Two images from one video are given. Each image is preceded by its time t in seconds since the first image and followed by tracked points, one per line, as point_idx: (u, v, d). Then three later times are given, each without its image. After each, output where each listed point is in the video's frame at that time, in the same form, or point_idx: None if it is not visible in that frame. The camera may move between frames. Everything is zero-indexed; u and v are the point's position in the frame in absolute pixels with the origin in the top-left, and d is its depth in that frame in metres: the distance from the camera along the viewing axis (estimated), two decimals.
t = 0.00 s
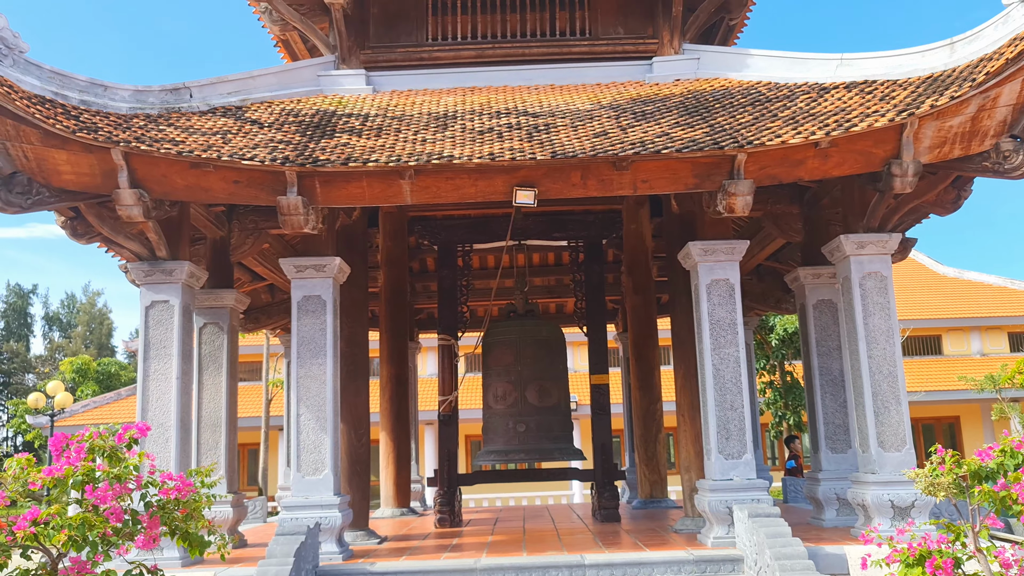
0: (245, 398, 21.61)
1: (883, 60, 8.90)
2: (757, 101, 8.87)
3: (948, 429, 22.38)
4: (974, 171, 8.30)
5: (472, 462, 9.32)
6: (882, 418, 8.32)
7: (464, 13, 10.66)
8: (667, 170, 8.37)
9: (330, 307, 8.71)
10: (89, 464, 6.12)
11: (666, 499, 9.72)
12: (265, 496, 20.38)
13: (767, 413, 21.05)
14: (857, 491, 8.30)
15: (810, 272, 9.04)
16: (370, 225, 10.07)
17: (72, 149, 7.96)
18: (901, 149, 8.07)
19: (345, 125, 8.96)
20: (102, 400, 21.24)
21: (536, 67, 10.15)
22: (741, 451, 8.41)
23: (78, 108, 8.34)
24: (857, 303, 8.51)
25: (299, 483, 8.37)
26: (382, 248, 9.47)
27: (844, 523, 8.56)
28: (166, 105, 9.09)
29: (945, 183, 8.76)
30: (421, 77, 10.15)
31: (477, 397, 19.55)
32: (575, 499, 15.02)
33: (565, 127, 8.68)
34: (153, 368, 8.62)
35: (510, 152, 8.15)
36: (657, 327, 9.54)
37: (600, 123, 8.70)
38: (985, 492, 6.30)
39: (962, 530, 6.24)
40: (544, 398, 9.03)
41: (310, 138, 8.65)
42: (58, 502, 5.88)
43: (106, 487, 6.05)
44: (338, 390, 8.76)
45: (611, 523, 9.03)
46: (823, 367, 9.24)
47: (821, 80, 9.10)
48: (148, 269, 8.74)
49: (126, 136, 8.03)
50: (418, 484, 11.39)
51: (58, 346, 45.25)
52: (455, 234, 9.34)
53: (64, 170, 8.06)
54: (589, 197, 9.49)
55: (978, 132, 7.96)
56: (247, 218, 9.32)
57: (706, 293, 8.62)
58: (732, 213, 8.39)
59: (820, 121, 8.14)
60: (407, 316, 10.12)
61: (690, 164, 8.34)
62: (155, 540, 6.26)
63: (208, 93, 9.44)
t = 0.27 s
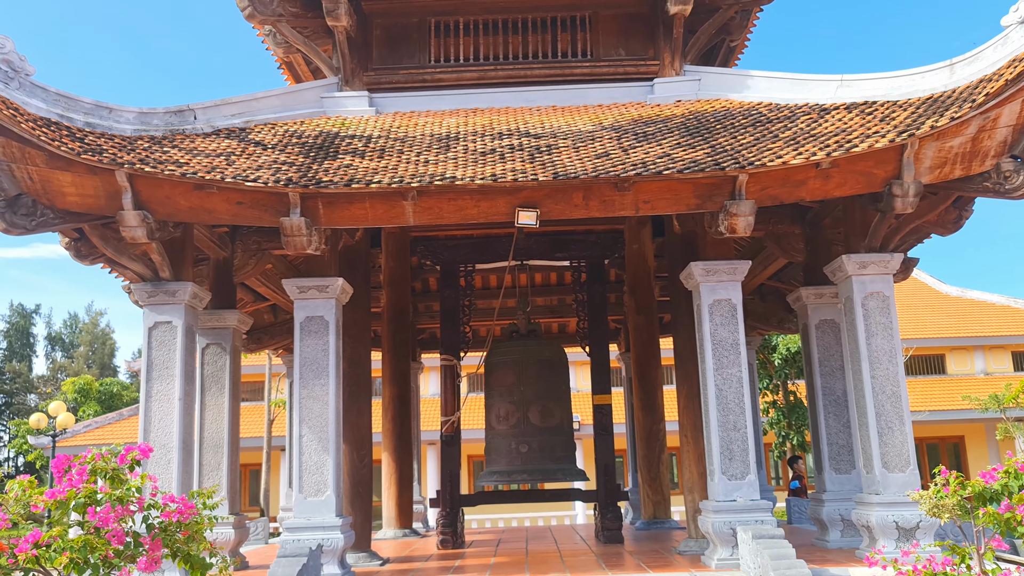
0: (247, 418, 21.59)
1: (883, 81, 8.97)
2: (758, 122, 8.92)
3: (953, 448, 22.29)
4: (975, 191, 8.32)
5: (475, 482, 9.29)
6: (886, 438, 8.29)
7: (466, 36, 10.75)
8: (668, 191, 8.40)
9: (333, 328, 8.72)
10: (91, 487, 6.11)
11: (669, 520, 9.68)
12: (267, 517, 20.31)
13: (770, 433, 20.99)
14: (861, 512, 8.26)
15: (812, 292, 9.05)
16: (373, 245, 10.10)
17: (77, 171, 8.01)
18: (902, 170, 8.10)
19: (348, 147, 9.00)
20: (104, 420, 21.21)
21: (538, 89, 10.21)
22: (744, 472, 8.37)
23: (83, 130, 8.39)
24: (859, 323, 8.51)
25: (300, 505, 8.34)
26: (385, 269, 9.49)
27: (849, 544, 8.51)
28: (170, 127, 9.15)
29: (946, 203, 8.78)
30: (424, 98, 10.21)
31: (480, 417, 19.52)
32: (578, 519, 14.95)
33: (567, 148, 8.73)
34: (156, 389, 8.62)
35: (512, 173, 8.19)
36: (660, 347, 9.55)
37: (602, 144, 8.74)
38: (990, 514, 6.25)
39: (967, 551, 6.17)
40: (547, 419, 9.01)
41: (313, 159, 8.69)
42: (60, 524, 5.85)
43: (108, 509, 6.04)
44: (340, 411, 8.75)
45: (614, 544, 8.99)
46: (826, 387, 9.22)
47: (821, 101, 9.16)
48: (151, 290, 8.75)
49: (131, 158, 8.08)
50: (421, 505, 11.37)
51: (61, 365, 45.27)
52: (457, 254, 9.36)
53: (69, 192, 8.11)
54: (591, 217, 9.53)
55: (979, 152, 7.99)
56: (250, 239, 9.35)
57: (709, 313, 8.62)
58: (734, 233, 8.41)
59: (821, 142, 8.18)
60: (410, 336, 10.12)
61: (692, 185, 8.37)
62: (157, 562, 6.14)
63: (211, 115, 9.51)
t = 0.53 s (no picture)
0: (249, 437, 21.55)
1: (883, 100, 9.01)
2: (760, 142, 8.95)
3: (958, 467, 22.17)
4: (976, 211, 8.34)
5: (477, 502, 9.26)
6: (890, 458, 8.26)
7: (469, 57, 10.82)
8: (670, 210, 8.42)
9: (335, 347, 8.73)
10: (94, 507, 6.08)
11: (672, 540, 9.63)
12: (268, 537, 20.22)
13: (774, 452, 20.90)
14: (866, 533, 8.22)
15: (815, 311, 9.06)
16: (376, 264, 10.13)
17: (81, 192, 8.05)
18: (903, 190, 8.12)
19: (351, 167, 9.04)
20: (106, 439, 21.17)
21: (540, 109, 10.26)
22: (748, 492, 8.32)
23: (88, 151, 8.44)
24: (863, 342, 8.50)
25: (302, 525, 8.31)
26: (387, 288, 9.50)
27: (854, 565, 8.45)
28: (174, 147, 9.21)
29: (948, 222, 8.80)
30: (426, 118, 10.27)
31: (483, 436, 19.47)
32: (581, 539, 14.87)
33: (569, 168, 8.76)
34: (158, 409, 8.61)
35: (515, 193, 8.21)
36: (663, 367, 9.56)
37: (604, 164, 8.77)
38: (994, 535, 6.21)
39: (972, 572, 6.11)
40: (549, 438, 8.99)
41: (316, 179, 8.73)
42: (61, 545, 5.82)
43: (110, 529, 6.01)
44: (342, 431, 8.73)
45: (618, 565, 8.95)
46: (830, 406, 9.20)
47: (822, 121, 9.20)
48: (154, 309, 8.78)
49: (135, 179, 8.12)
50: (423, 525, 11.32)
51: (63, 384, 45.26)
52: (459, 273, 9.35)
53: (73, 213, 8.14)
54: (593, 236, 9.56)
55: (980, 171, 8.01)
56: (253, 258, 9.38)
57: (711, 332, 8.62)
58: (736, 253, 8.41)
59: (823, 161, 8.21)
60: (412, 355, 10.12)
61: (694, 205, 8.39)
62: None
63: (215, 135, 9.56)
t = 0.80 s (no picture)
0: (251, 455, 21.51)
1: (885, 119, 9.05)
2: (761, 160, 8.98)
3: (963, 486, 22.04)
4: (979, 229, 8.34)
5: (480, 521, 9.21)
6: (895, 477, 8.21)
7: (472, 76, 10.87)
8: (673, 229, 8.43)
9: (338, 366, 8.73)
10: (95, 528, 6.05)
11: (677, 559, 9.56)
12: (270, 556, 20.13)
13: (778, 471, 20.80)
14: (872, 553, 8.17)
15: (818, 329, 9.05)
16: (379, 283, 10.15)
17: (86, 211, 8.07)
18: (906, 208, 8.13)
19: (354, 186, 9.07)
20: (107, 458, 21.11)
21: (543, 128, 10.31)
22: (752, 511, 8.28)
23: (93, 170, 8.49)
24: (866, 361, 8.48)
25: (304, 544, 8.28)
26: (390, 306, 9.51)
27: None
28: (178, 167, 9.25)
29: (950, 240, 8.80)
30: (429, 137, 10.31)
31: (485, 454, 19.40)
32: (584, 558, 14.79)
33: (572, 187, 8.78)
34: (161, 428, 8.60)
35: (517, 212, 8.23)
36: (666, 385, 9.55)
37: (607, 183, 8.80)
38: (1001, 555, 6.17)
39: None
40: (552, 457, 8.97)
41: (320, 198, 8.76)
42: (62, 566, 5.78)
43: (111, 550, 5.96)
44: (345, 450, 8.71)
45: None
46: (834, 425, 9.17)
47: (824, 139, 9.24)
48: (157, 328, 8.78)
49: (139, 198, 8.15)
50: (425, 544, 11.28)
51: (65, 402, 45.25)
52: (462, 291, 9.46)
53: (78, 232, 8.17)
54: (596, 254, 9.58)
55: (982, 190, 8.03)
56: (256, 277, 9.41)
57: (714, 351, 8.62)
58: (738, 271, 8.41)
59: (825, 180, 8.22)
60: (415, 374, 10.10)
61: (696, 224, 8.41)
62: None
63: (219, 154, 9.62)
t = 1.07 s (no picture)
0: (253, 470, 21.46)
1: (886, 133, 9.07)
2: (764, 175, 8.99)
3: (968, 501, 21.91)
4: (982, 243, 8.33)
5: (482, 536, 9.17)
6: (900, 492, 8.17)
7: (474, 91, 10.91)
8: (675, 243, 8.43)
9: (340, 380, 8.73)
10: (97, 543, 6.02)
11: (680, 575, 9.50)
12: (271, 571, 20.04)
13: (782, 486, 20.71)
14: (876, 569, 8.11)
15: (821, 343, 9.04)
16: (381, 297, 10.18)
17: (89, 226, 8.09)
18: (908, 223, 8.12)
19: (357, 200, 9.09)
20: (109, 472, 21.07)
21: (545, 143, 10.33)
22: (756, 526, 8.23)
23: (96, 185, 8.52)
24: (869, 375, 8.45)
25: (306, 560, 8.25)
26: (392, 320, 9.51)
27: None
28: (182, 181, 9.28)
29: (953, 255, 8.80)
30: (432, 152, 10.34)
31: (488, 468, 19.34)
32: (587, 574, 14.70)
33: (574, 201, 8.78)
34: (163, 443, 8.58)
35: (520, 227, 8.24)
36: (669, 399, 9.47)
37: (609, 197, 8.80)
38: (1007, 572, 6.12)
39: None
40: (554, 472, 8.93)
41: (323, 213, 8.77)
42: None
43: (113, 566, 5.92)
44: (347, 465, 8.68)
45: None
46: (838, 439, 9.13)
47: (826, 154, 9.25)
48: (160, 342, 8.79)
49: (142, 213, 8.18)
50: (427, 559, 11.22)
51: (67, 417, 45.22)
52: (464, 305, 9.57)
53: (81, 246, 8.18)
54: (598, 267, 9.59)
55: (984, 204, 8.03)
56: (258, 291, 9.44)
57: (717, 365, 8.60)
58: (741, 285, 8.40)
59: (827, 194, 8.23)
60: (417, 388, 10.07)
61: (698, 238, 8.41)
62: None
63: (222, 169, 9.65)
